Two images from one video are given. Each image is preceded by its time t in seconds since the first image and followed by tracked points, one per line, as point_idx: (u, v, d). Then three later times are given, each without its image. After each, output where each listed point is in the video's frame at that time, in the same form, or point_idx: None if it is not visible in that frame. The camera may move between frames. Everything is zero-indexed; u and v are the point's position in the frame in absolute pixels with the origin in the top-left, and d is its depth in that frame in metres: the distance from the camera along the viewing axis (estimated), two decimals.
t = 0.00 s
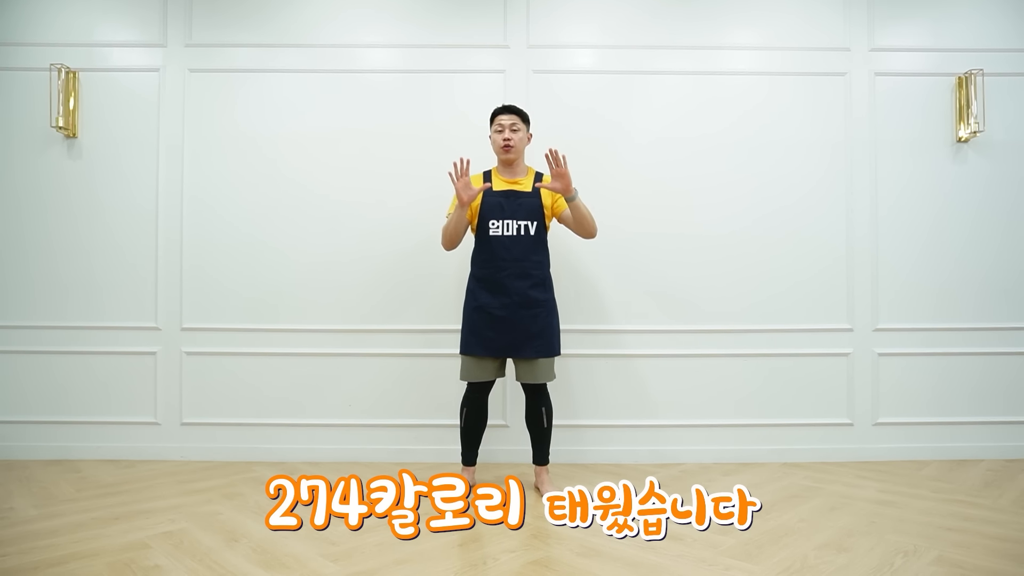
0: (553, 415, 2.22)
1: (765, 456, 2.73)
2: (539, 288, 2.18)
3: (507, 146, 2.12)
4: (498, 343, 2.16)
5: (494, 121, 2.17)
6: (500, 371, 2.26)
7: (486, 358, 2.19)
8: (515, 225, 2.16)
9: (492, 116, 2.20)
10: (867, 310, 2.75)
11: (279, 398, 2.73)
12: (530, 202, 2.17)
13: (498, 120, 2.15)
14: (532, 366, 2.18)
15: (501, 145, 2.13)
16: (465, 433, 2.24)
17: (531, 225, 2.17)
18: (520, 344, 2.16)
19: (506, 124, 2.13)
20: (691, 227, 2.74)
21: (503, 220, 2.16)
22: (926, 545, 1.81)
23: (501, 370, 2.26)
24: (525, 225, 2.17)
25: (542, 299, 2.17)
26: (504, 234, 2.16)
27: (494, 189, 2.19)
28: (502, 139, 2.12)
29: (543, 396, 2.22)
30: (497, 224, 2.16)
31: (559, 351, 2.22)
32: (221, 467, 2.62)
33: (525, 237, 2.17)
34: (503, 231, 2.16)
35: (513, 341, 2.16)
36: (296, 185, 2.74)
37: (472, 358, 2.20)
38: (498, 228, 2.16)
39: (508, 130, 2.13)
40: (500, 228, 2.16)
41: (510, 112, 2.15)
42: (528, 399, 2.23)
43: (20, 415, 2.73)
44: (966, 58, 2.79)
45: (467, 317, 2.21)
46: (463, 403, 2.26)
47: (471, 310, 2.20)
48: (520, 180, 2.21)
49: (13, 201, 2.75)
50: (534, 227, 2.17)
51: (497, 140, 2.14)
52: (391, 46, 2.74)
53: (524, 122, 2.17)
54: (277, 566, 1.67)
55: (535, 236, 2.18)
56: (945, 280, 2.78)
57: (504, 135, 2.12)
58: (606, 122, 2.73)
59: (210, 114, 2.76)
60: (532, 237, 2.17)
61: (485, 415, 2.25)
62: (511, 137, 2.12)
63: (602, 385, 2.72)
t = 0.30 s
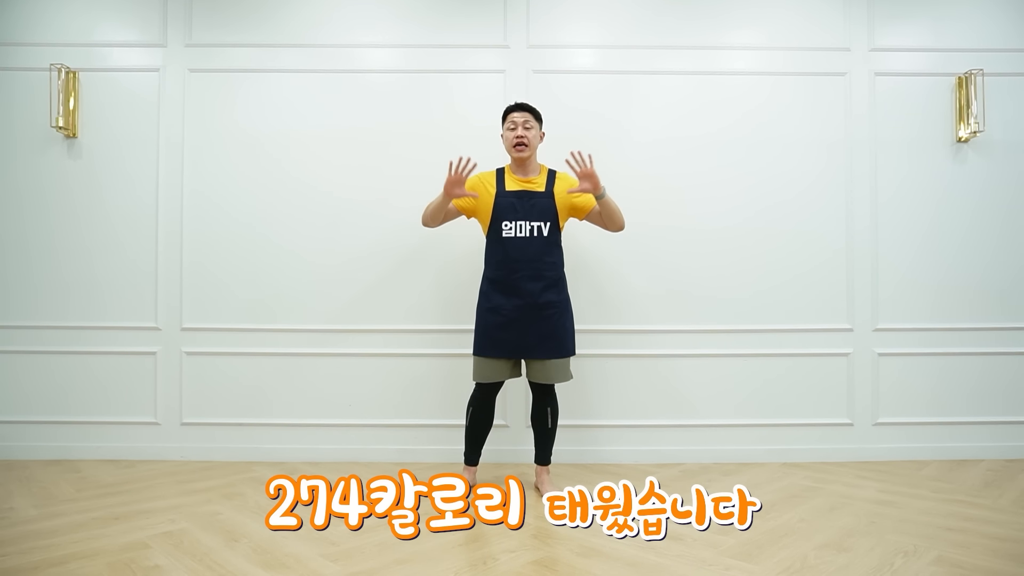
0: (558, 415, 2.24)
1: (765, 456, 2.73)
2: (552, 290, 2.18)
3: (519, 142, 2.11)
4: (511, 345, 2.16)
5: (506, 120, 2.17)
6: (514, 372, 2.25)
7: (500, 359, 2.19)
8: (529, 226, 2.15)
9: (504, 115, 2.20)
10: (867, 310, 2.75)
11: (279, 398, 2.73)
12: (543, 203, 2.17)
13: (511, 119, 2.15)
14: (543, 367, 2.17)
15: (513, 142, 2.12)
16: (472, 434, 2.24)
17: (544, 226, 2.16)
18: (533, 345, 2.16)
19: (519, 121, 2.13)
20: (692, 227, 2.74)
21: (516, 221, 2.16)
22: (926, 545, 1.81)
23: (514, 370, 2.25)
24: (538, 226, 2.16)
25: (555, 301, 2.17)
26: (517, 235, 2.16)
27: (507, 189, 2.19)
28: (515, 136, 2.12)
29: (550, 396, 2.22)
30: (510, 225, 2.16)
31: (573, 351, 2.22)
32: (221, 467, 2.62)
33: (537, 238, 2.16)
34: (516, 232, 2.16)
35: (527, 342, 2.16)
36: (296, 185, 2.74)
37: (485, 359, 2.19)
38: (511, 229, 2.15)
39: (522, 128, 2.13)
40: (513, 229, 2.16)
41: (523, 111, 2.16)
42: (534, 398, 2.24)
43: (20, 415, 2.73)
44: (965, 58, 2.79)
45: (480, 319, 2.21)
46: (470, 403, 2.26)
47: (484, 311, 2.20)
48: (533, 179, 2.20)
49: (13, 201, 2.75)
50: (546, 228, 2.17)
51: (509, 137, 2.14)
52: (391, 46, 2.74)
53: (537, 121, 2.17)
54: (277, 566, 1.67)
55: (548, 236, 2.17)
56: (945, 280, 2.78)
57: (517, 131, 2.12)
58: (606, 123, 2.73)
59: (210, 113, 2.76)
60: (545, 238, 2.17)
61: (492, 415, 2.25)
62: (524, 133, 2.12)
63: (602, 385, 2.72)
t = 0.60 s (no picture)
0: (558, 415, 2.24)
1: (766, 456, 2.73)
2: (552, 292, 2.18)
3: (525, 144, 2.11)
4: (511, 345, 2.16)
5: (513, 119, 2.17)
6: (512, 370, 2.26)
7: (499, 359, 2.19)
8: (531, 228, 2.15)
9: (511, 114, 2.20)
10: (867, 310, 2.75)
11: (279, 398, 2.73)
12: (547, 205, 2.16)
13: (518, 118, 2.15)
14: (542, 366, 2.18)
15: (520, 142, 2.13)
16: (472, 433, 2.24)
17: (546, 228, 2.16)
18: (532, 346, 2.16)
19: (526, 121, 2.13)
20: (693, 227, 2.74)
21: (519, 222, 2.15)
22: (926, 545, 1.81)
23: (513, 369, 2.25)
24: (540, 228, 2.16)
25: (555, 303, 2.17)
26: (519, 236, 2.15)
27: (512, 189, 2.18)
28: (522, 136, 2.12)
29: (549, 396, 2.22)
30: (513, 225, 2.15)
31: (572, 352, 2.23)
32: (221, 467, 2.62)
33: (539, 240, 2.16)
34: (519, 233, 2.15)
35: (526, 343, 2.16)
36: (296, 185, 2.74)
37: (484, 359, 2.19)
38: (514, 229, 2.15)
39: (528, 128, 2.13)
40: (515, 230, 2.15)
41: (530, 110, 2.16)
42: (534, 398, 2.24)
43: (20, 415, 2.73)
44: (965, 58, 2.79)
45: (480, 318, 2.20)
46: (471, 401, 2.26)
47: (484, 311, 2.19)
48: (538, 181, 2.20)
49: (13, 201, 2.75)
50: (549, 230, 2.17)
51: (515, 137, 2.14)
52: (391, 46, 2.74)
53: (545, 121, 2.17)
54: (277, 566, 1.67)
55: (550, 238, 2.17)
56: (946, 279, 2.78)
57: (523, 131, 2.12)
58: (606, 123, 2.73)
59: (210, 114, 2.76)
60: (547, 240, 2.17)
61: (491, 414, 2.25)
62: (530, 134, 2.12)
63: (602, 385, 2.72)
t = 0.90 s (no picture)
0: (553, 415, 2.23)
1: (766, 456, 2.73)
2: (540, 292, 2.18)
3: (514, 142, 2.12)
4: (497, 344, 2.17)
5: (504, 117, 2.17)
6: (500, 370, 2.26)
7: (486, 358, 2.19)
8: (517, 228, 2.15)
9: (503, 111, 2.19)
10: (867, 310, 2.75)
11: (279, 398, 2.73)
12: (533, 205, 2.17)
13: (508, 116, 2.15)
14: (527, 366, 2.19)
15: (510, 141, 2.13)
16: (467, 433, 2.24)
17: (533, 228, 2.16)
18: (519, 346, 2.16)
19: (517, 119, 2.13)
20: (692, 227, 2.74)
21: (506, 222, 2.16)
22: (926, 545, 1.81)
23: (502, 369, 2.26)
24: (527, 229, 2.16)
25: (542, 303, 2.17)
26: (506, 235, 2.16)
27: (500, 188, 2.19)
28: (512, 135, 2.12)
29: (543, 396, 2.22)
30: (500, 225, 2.16)
31: (559, 352, 2.23)
32: (221, 467, 2.62)
33: (526, 239, 2.16)
34: (506, 233, 2.16)
35: (513, 342, 2.16)
36: (296, 186, 2.74)
37: (472, 357, 2.19)
38: (501, 229, 2.16)
39: (519, 126, 2.13)
40: (502, 230, 2.16)
41: (521, 108, 2.15)
42: (528, 399, 2.24)
43: (20, 415, 2.73)
44: (965, 58, 2.79)
45: (468, 317, 2.21)
46: (464, 402, 2.26)
47: (471, 310, 2.19)
48: (527, 180, 2.21)
49: (13, 201, 2.75)
50: (536, 231, 2.17)
51: (506, 135, 2.14)
52: (391, 46, 2.74)
53: (536, 119, 2.16)
54: (277, 566, 1.67)
55: (536, 239, 2.17)
56: (946, 279, 2.78)
57: (513, 130, 2.12)
58: (606, 123, 2.74)
59: (211, 114, 2.76)
60: (534, 240, 2.17)
61: (486, 414, 2.25)
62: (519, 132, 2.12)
63: (601, 385, 2.72)
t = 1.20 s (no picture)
0: (546, 414, 2.23)
1: (766, 456, 2.73)
2: (522, 292, 2.18)
3: (496, 143, 2.10)
4: (479, 344, 2.16)
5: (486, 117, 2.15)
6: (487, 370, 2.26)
7: (469, 358, 2.18)
8: (498, 231, 2.16)
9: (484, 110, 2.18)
10: (867, 310, 2.75)
11: (279, 398, 2.73)
12: (513, 207, 2.17)
13: (491, 117, 2.13)
14: (511, 366, 2.19)
15: (492, 141, 2.11)
16: (460, 433, 2.24)
17: (513, 231, 2.16)
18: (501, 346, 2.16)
19: (500, 120, 2.12)
20: (692, 228, 2.74)
21: (486, 224, 2.16)
22: (926, 545, 1.81)
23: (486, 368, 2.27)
24: (507, 231, 2.16)
25: (524, 303, 2.18)
26: (487, 238, 2.16)
27: (480, 190, 2.18)
28: (494, 135, 2.11)
29: (534, 396, 2.22)
30: (481, 228, 2.16)
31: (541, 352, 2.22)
32: (221, 467, 2.62)
33: (506, 242, 2.17)
34: (486, 236, 2.16)
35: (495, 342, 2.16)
36: (295, 186, 2.74)
37: (456, 357, 2.19)
38: (481, 232, 2.16)
39: (501, 127, 2.12)
40: (483, 233, 2.16)
41: (503, 108, 2.14)
42: (521, 400, 2.23)
43: (20, 415, 2.73)
44: (966, 59, 2.79)
45: (450, 317, 2.20)
46: (454, 403, 2.26)
47: (453, 310, 2.20)
48: (508, 182, 2.20)
49: (13, 202, 2.75)
50: (516, 233, 2.17)
51: (487, 136, 2.12)
52: (391, 46, 2.74)
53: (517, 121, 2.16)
54: (277, 566, 1.67)
55: (516, 241, 2.17)
56: (946, 279, 2.78)
57: (495, 131, 2.11)
58: (605, 123, 2.73)
59: (211, 114, 2.75)
60: (514, 243, 2.17)
61: (477, 414, 2.26)
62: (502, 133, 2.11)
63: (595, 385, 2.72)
